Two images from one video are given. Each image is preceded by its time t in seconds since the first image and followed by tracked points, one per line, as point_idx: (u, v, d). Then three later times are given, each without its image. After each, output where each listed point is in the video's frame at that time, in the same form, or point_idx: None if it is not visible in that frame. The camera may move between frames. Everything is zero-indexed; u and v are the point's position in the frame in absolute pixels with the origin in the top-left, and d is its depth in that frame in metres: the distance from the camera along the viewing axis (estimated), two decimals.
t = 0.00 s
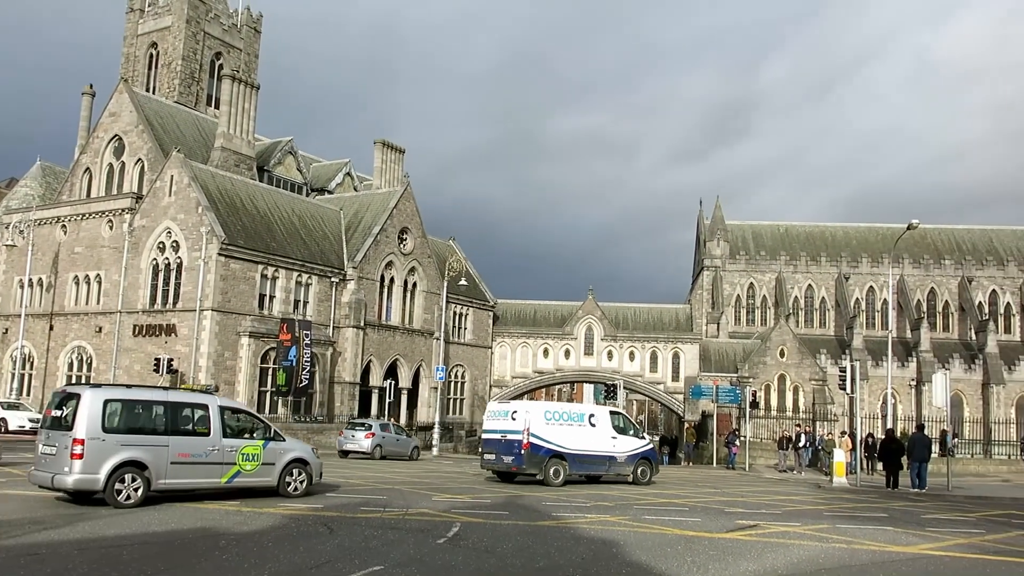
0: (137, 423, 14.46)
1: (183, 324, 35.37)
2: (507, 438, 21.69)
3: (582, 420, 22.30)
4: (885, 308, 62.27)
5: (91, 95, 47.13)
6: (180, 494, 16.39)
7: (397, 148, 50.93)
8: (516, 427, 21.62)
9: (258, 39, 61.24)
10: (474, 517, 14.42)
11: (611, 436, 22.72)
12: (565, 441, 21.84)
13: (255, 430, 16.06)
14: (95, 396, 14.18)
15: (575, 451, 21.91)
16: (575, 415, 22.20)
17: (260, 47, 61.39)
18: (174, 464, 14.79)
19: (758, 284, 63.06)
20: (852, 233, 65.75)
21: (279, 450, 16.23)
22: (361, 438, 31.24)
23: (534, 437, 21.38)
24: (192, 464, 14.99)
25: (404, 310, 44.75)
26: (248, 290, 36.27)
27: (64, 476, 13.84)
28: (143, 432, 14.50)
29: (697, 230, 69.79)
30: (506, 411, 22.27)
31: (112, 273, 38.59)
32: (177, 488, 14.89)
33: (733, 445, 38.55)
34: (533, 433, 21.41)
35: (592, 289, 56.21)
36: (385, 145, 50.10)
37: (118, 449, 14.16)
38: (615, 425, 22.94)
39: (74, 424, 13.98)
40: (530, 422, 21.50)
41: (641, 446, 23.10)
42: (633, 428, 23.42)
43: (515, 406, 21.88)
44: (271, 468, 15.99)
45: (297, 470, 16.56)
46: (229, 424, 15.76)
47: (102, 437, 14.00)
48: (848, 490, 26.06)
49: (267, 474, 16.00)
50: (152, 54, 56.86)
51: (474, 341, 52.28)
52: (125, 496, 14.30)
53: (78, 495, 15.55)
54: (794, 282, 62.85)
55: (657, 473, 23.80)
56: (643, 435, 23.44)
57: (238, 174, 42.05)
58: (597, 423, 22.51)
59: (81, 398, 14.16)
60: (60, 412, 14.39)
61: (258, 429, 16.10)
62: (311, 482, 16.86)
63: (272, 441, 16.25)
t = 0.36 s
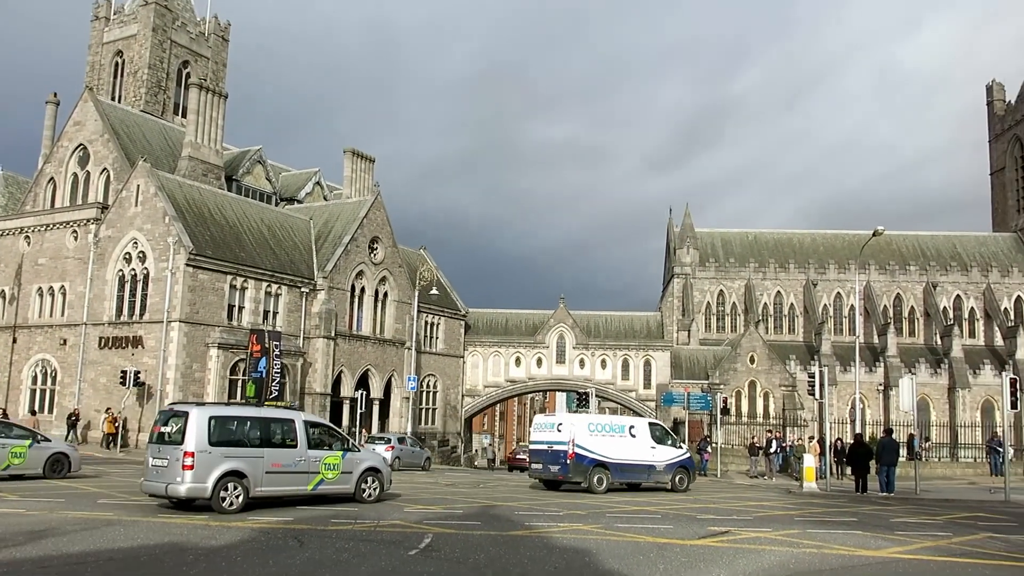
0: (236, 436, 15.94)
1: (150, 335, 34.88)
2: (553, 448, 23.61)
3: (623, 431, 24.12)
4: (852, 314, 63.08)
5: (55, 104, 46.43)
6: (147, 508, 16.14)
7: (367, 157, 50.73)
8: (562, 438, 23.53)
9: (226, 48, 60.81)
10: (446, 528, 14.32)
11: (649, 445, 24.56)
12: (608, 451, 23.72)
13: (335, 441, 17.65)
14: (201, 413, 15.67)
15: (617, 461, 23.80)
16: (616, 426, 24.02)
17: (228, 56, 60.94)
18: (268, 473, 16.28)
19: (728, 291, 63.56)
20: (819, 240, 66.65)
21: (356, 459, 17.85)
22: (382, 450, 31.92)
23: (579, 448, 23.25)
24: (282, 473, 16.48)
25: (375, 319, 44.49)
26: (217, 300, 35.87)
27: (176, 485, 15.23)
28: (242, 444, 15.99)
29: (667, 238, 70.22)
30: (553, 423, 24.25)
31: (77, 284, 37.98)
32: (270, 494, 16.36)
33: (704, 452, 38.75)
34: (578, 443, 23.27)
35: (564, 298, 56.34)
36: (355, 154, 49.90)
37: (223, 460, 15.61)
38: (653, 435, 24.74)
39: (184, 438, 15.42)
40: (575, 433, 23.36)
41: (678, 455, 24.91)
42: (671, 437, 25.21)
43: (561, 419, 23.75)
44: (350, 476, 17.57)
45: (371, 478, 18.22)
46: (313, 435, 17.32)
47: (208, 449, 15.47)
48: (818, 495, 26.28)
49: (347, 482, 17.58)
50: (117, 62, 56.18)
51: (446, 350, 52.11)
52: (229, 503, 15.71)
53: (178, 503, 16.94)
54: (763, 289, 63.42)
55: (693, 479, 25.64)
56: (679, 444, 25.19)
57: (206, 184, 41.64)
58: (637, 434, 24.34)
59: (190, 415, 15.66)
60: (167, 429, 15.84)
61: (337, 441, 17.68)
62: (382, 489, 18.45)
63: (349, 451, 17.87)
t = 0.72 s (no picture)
0: (308, 440, 17.33)
1: (120, 340, 34.46)
2: (588, 455, 24.87)
3: (655, 437, 25.26)
4: (824, 319, 63.76)
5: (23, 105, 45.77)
6: (116, 515, 15.91)
7: (341, 161, 50.54)
8: (596, 444, 24.76)
9: (199, 50, 60.36)
10: (419, 532, 14.28)
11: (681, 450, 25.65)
12: (641, 456, 24.89)
13: (393, 446, 19.07)
14: (277, 420, 17.05)
15: (649, 466, 24.94)
16: (648, 432, 25.17)
17: (200, 58, 60.47)
18: (336, 475, 17.68)
19: (701, 297, 63.98)
20: (791, 246, 67.38)
21: (412, 462, 19.27)
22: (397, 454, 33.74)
23: (613, 453, 24.46)
24: (347, 475, 17.88)
25: (348, 324, 44.27)
26: (188, 304, 35.53)
27: (256, 484, 16.62)
28: (313, 448, 17.37)
29: (641, 244, 70.57)
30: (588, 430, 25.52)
31: (45, 288, 37.44)
32: (337, 494, 17.75)
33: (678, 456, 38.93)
34: (612, 449, 24.48)
35: (538, 302, 56.41)
36: (329, 158, 49.70)
37: (298, 462, 16.99)
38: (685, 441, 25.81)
39: (263, 442, 16.82)
40: (609, 440, 24.59)
41: (709, 460, 25.93)
42: (702, 443, 26.23)
43: (596, 426, 25.00)
44: (407, 478, 19.01)
45: (424, 480, 19.63)
46: (374, 441, 18.73)
47: (285, 452, 16.85)
48: (790, 499, 26.49)
49: (403, 484, 19.01)
50: (87, 63, 55.53)
51: (420, 355, 51.95)
52: (302, 501, 17.14)
53: (248, 501, 18.30)
54: (735, 294, 63.90)
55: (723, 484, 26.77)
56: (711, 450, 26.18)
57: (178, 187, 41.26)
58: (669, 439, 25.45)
59: (267, 421, 17.05)
60: (245, 434, 17.21)
61: (394, 445, 19.10)
62: (434, 490, 19.89)
63: (406, 455, 19.28)
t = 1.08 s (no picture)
0: (378, 443, 19.49)
1: (89, 340, 34.04)
2: (629, 458, 26.02)
3: (692, 442, 26.34)
4: (795, 323, 64.41)
5: None
6: (84, 517, 15.75)
7: (315, 161, 50.29)
8: (636, 448, 25.91)
9: (172, 48, 59.80)
10: (391, 534, 14.29)
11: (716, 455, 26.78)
12: (679, 460, 26.02)
13: (451, 450, 20.98)
14: (349, 424, 19.23)
15: (687, 469, 26.07)
16: (686, 437, 26.24)
17: (173, 57, 59.92)
18: (401, 474, 19.74)
19: (675, 300, 64.37)
20: (764, 250, 68.05)
21: (467, 465, 21.20)
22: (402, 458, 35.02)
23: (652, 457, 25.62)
24: (411, 474, 19.96)
25: (322, 325, 44.07)
26: (159, 304, 35.19)
27: (333, 481, 18.83)
28: (381, 450, 19.48)
29: (616, 247, 70.86)
30: (628, 435, 26.54)
31: (13, 287, 36.91)
32: (402, 492, 19.82)
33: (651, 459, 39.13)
34: (651, 453, 25.65)
35: (512, 305, 56.44)
36: (303, 158, 49.45)
37: (368, 462, 19.11)
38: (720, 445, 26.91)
39: (339, 443, 19.01)
40: (649, 444, 25.74)
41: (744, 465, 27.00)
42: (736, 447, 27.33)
43: (636, 431, 26.08)
44: (464, 479, 20.85)
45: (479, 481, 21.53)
46: (433, 445, 20.66)
47: (357, 453, 19.02)
48: (760, 501, 26.76)
49: (460, 484, 20.86)
50: (58, 60, 54.81)
51: (394, 357, 51.80)
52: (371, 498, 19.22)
53: (325, 498, 20.49)
54: (709, 298, 64.35)
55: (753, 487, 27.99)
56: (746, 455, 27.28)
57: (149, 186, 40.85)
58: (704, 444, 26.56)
59: (341, 425, 19.25)
60: (322, 437, 19.46)
61: (452, 449, 20.99)
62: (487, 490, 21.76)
63: (462, 458, 21.17)
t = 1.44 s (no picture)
0: (442, 447, 20.87)
1: (65, 340, 33.67)
2: (676, 461, 28.67)
3: (734, 447, 29.01)
4: (774, 326, 64.83)
5: None
6: (61, 519, 15.58)
7: (296, 161, 50.06)
8: (683, 453, 28.55)
9: (152, 46, 59.34)
10: (370, 537, 14.24)
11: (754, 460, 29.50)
12: (723, 464, 28.70)
13: (505, 454, 22.35)
14: (416, 429, 20.54)
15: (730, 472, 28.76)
16: (728, 443, 28.91)
17: (153, 55, 59.46)
18: (463, 475, 21.13)
19: (656, 302, 64.60)
20: (744, 253, 68.50)
21: (520, 467, 22.58)
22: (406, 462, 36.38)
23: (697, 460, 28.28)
24: (472, 476, 21.39)
25: (302, 326, 43.85)
26: (137, 304, 34.87)
27: (403, 481, 20.17)
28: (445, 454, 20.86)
29: (597, 249, 71.03)
30: (674, 440, 29.12)
31: None
32: (463, 492, 21.22)
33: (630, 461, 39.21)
34: (697, 457, 28.32)
35: (493, 306, 56.42)
36: (284, 158, 49.21)
37: (434, 464, 20.49)
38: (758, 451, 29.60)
39: (407, 447, 20.37)
40: (693, 449, 28.42)
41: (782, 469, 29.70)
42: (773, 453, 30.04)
43: (682, 437, 28.73)
44: (518, 480, 22.28)
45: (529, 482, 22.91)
46: (490, 448, 22.08)
47: (424, 456, 20.37)
48: (740, 503, 26.87)
49: (514, 484, 22.30)
50: (35, 57, 54.22)
51: (374, 358, 51.65)
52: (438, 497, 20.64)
53: (390, 497, 21.88)
54: (689, 300, 64.64)
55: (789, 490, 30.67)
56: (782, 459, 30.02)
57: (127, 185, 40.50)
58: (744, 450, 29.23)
59: (408, 430, 20.55)
60: (391, 441, 20.79)
61: (506, 453, 22.37)
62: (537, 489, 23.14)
63: (515, 460, 22.53)
